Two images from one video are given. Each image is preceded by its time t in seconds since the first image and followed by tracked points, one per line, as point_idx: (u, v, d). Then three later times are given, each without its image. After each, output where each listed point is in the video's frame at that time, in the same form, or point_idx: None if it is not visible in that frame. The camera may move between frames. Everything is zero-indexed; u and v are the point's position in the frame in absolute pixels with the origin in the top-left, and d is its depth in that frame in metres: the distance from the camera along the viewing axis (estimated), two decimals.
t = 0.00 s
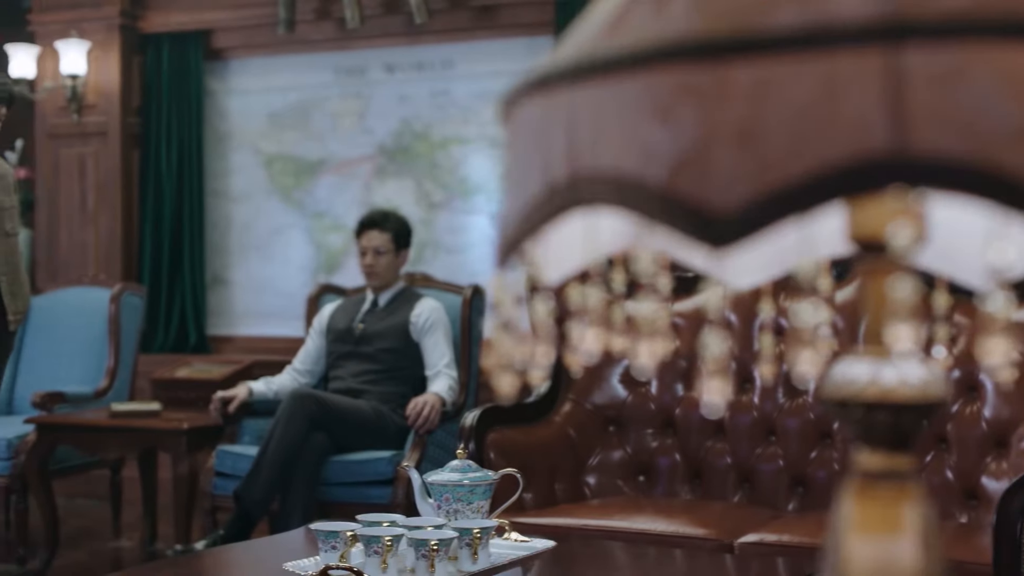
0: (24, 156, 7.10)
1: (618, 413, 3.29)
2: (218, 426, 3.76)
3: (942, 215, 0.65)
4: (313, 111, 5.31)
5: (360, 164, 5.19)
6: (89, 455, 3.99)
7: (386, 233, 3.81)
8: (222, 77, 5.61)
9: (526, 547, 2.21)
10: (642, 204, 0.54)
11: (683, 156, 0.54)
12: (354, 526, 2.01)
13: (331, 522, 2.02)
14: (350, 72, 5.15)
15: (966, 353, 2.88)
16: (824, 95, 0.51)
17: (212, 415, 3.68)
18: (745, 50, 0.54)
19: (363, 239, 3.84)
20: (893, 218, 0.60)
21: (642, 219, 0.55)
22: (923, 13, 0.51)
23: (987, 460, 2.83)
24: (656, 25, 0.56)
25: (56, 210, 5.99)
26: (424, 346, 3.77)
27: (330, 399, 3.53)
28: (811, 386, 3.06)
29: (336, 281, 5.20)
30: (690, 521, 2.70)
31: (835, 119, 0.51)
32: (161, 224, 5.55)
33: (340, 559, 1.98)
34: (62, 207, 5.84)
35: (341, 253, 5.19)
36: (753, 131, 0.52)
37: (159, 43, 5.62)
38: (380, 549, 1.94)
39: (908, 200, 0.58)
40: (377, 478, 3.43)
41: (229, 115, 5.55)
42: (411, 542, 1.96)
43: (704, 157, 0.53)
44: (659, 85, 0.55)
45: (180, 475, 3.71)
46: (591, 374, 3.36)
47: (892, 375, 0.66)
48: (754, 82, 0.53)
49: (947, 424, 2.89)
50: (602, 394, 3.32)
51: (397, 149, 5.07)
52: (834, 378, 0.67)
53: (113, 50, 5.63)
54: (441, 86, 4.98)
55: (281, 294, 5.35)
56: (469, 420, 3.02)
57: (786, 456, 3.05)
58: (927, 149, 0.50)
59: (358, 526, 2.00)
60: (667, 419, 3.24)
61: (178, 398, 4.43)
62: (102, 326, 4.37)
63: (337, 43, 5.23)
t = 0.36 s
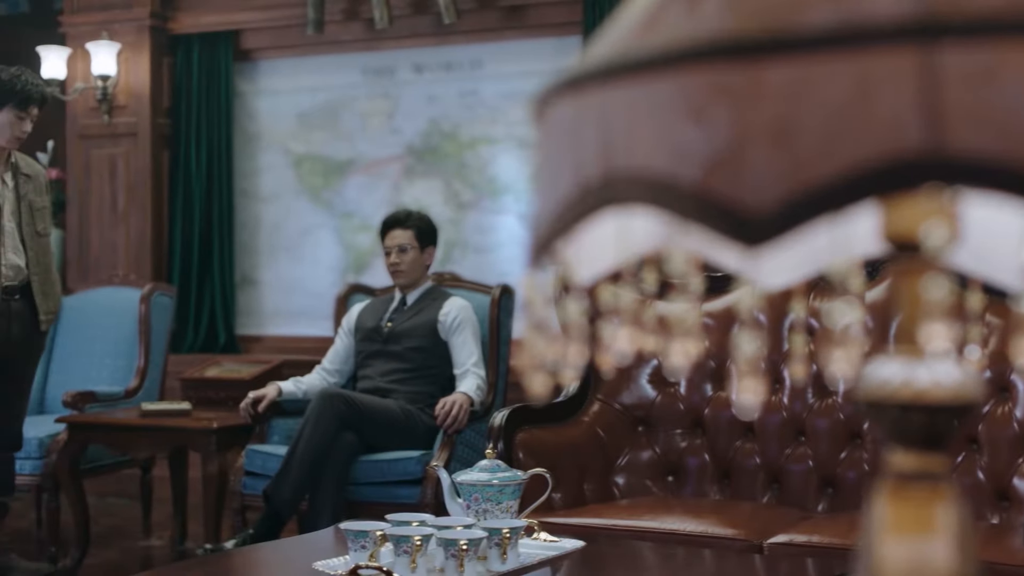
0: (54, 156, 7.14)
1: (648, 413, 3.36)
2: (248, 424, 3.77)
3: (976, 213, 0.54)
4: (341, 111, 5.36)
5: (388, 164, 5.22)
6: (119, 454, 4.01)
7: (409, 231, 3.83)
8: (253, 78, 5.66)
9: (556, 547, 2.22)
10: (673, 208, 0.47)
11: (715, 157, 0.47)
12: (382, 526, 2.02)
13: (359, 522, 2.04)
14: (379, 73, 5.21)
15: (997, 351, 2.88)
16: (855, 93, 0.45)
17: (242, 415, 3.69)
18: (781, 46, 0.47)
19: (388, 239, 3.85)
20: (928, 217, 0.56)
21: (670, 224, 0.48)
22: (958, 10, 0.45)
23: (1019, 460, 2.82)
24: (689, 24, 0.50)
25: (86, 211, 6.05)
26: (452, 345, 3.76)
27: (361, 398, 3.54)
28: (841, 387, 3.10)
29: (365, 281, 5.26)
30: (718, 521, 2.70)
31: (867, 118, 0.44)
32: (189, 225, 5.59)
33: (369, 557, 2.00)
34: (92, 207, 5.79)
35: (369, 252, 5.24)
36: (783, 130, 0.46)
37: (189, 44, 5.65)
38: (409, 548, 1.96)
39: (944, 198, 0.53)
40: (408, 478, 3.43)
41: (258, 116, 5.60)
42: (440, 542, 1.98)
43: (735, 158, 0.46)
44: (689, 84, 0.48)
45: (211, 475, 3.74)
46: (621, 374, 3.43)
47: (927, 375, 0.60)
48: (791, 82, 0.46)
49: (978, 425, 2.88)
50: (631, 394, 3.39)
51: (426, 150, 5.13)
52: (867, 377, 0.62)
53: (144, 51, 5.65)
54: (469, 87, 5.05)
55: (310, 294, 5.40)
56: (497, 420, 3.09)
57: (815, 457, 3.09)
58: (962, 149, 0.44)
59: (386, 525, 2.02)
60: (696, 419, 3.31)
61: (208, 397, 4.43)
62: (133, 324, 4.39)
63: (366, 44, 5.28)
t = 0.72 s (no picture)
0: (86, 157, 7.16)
1: (677, 412, 3.39)
2: (278, 424, 3.78)
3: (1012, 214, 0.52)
4: (370, 111, 5.39)
5: (417, 164, 5.28)
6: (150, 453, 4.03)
7: (435, 231, 3.84)
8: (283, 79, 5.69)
9: (585, 547, 2.23)
10: (706, 210, 0.47)
11: (747, 157, 0.46)
12: (411, 525, 2.03)
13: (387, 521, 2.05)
14: (409, 74, 5.24)
15: None
16: (889, 90, 0.45)
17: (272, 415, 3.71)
18: (817, 43, 0.46)
19: (415, 239, 3.86)
20: (962, 216, 0.54)
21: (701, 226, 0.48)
22: (996, 9, 0.44)
23: None
24: (724, 21, 0.49)
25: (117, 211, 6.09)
26: (481, 344, 3.76)
27: (389, 397, 3.54)
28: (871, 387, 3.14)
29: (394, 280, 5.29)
30: (747, 521, 2.70)
31: (900, 118, 0.44)
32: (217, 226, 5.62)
33: (399, 557, 2.02)
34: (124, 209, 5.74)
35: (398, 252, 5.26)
36: (817, 130, 0.46)
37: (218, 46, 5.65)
38: (438, 549, 1.97)
39: (980, 200, 0.51)
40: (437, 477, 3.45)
41: (288, 116, 5.62)
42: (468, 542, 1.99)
43: (768, 159, 0.46)
44: (720, 83, 0.48)
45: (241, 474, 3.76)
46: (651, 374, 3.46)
47: (963, 375, 0.58)
48: (824, 80, 0.46)
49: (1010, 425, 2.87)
50: (660, 394, 3.42)
51: (454, 150, 5.16)
52: (899, 377, 0.60)
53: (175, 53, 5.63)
54: (497, 87, 5.07)
55: (340, 293, 5.43)
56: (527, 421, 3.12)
57: (845, 457, 3.14)
58: (999, 148, 0.43)
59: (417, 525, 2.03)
60: (726, 419, 3.34)
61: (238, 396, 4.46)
62: (164, 325, 4.40)
63: (395, 45, 5.30)
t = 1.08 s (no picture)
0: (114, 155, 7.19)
1: (707, 412, 3.41)
2: (307, 424, 3.79)
3: None
4: (399, 111, 5.42)
5: (445, 165, 5.27)
6: (180, 452, 4.04)
7: (464, 231, 3.84)
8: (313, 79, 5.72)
9: (615, 547, 2.24)
10: (740, 209, 0.46)
11: (781, 158, 0.46)
12: (439, 525, 2.03)
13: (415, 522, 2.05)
14: (437, 74, 5.26)
15: None
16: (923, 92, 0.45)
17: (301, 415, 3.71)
18: (847, 43, 0.46)
19: (443, 239, 3.87)
20: (995, 217, 0.52)
21: (736, 224, 0.47)
22: None
23: None
24: (758, 20, 0.49)
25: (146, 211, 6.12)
26: (509, 343, 3.78)
27: (418, 397, 3.54)
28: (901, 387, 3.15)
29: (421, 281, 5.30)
30: (777, 521, 2.69)
31: (931, 118, 0.44)
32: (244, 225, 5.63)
33: (428, 556, 2.01)
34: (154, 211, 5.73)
35: (426, 253, 5.29)
36: (852, 129, 0.45)
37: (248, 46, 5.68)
38: (467, 548, 1.98)
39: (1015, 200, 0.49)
40: (465, 477, 3.45)
41: (316, 116, 5.66)
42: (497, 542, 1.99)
43: (803, 158, 0.45)
44: (753, 84, 0.47)
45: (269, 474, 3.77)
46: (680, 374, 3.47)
47: (997, 375, 0.56)
48: (857, 79, 0.46)
49: None
50: (690, 393, 3.44)
51: (482, 150, 5.18)
52: (932, 377, 0.58)
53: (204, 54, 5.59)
54: (525, 87, 5.08)
55: (367, 293, 5.45)
56: (556, 420, 3.13)
57: (875, 457, 3.15)
58: None
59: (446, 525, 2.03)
60: (755, 419, 3.36)
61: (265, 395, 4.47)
62: (193, 324, 4.41)
63: (422, 46, 5.31)
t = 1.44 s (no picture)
0: (141, 155, 7.22)
1: (732, 412, 3.41)
2: (332, 423, 3.80)
3: None
4: (423, 111, 5.42)
5: (470, 164, 5.30)
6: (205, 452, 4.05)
7: (488, 231, 3.85)
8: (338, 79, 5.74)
9: (640, 548, 2.25)
10: (766, 210, 0.39)
11: (811, 156, 0.39)
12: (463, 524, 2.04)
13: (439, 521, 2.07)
14: (462, 74, 5.28)
15: None
16: (965, 93, 0.37)
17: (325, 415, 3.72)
18: (882, 40, 0.39)
19: (469, 239, 3.88)
20: None
21: (761, 225, 0.39)
22: None
23: None
24: (787, 20, 0.41)
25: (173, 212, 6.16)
26: (534, 343, 3.76)
27: (443, 397, 3.54)
28: (927, 387, 3.15)
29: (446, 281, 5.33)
30: (803, 522, 2.69)
31: (968, 115, 0.37)
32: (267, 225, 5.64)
33: (453, 557, 2.01)
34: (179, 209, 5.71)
35: (451, 253, 5.31)
36: (889, 131, 0.38)
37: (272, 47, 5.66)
38: (492, 548, 1.98)
39: None
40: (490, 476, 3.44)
41: (341, 117, 5.69)
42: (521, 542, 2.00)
43: (834, 156, 0.38)
44: (780, 82, 0.40)
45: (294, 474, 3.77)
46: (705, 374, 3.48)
47: None
48: (889, 79, 0.38)
49: None
50: (715, 393, 3.44)
51: (508, 150, 5.19)
52: (959, 378, 0.50)
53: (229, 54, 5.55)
54: (550, 87, 5.09)
55: (391, 293, 5.48)
56: (580, 421, 3.15)
57: (902, 458, 3.15)
58: None
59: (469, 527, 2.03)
60: (781, 419, 3.36)
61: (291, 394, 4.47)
62: (218, 324, 4.43)
63: (446, 46, 5.32)
